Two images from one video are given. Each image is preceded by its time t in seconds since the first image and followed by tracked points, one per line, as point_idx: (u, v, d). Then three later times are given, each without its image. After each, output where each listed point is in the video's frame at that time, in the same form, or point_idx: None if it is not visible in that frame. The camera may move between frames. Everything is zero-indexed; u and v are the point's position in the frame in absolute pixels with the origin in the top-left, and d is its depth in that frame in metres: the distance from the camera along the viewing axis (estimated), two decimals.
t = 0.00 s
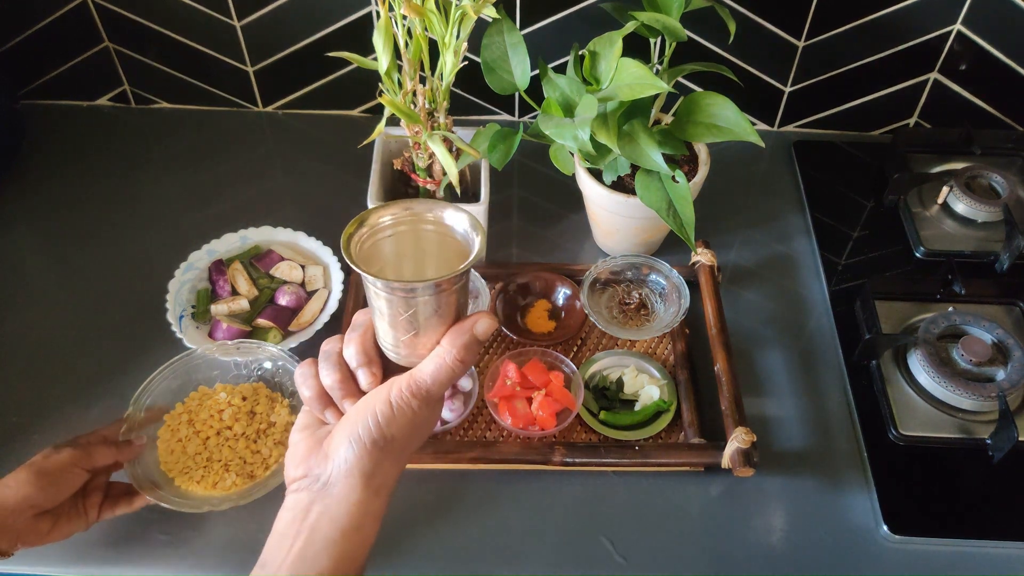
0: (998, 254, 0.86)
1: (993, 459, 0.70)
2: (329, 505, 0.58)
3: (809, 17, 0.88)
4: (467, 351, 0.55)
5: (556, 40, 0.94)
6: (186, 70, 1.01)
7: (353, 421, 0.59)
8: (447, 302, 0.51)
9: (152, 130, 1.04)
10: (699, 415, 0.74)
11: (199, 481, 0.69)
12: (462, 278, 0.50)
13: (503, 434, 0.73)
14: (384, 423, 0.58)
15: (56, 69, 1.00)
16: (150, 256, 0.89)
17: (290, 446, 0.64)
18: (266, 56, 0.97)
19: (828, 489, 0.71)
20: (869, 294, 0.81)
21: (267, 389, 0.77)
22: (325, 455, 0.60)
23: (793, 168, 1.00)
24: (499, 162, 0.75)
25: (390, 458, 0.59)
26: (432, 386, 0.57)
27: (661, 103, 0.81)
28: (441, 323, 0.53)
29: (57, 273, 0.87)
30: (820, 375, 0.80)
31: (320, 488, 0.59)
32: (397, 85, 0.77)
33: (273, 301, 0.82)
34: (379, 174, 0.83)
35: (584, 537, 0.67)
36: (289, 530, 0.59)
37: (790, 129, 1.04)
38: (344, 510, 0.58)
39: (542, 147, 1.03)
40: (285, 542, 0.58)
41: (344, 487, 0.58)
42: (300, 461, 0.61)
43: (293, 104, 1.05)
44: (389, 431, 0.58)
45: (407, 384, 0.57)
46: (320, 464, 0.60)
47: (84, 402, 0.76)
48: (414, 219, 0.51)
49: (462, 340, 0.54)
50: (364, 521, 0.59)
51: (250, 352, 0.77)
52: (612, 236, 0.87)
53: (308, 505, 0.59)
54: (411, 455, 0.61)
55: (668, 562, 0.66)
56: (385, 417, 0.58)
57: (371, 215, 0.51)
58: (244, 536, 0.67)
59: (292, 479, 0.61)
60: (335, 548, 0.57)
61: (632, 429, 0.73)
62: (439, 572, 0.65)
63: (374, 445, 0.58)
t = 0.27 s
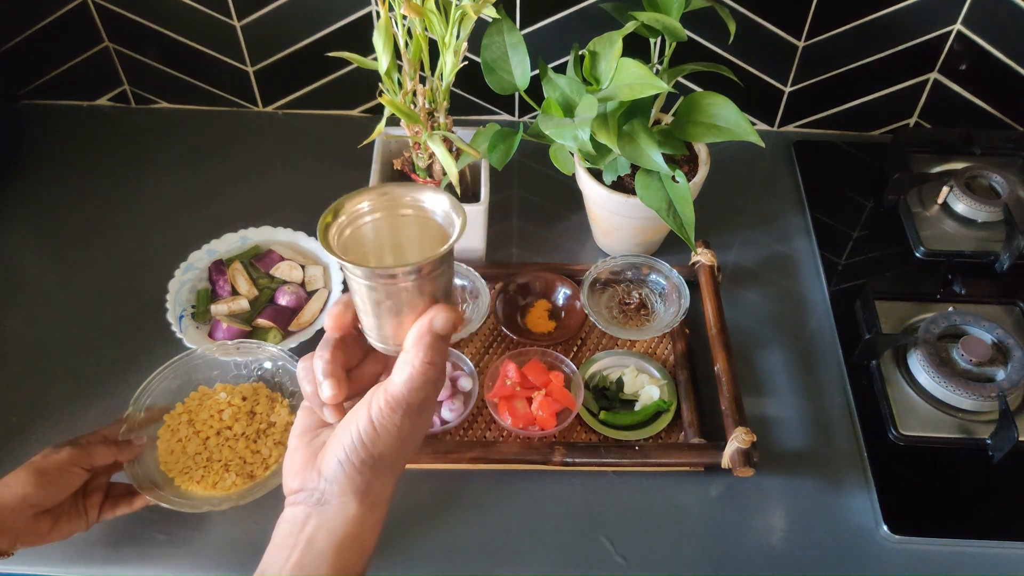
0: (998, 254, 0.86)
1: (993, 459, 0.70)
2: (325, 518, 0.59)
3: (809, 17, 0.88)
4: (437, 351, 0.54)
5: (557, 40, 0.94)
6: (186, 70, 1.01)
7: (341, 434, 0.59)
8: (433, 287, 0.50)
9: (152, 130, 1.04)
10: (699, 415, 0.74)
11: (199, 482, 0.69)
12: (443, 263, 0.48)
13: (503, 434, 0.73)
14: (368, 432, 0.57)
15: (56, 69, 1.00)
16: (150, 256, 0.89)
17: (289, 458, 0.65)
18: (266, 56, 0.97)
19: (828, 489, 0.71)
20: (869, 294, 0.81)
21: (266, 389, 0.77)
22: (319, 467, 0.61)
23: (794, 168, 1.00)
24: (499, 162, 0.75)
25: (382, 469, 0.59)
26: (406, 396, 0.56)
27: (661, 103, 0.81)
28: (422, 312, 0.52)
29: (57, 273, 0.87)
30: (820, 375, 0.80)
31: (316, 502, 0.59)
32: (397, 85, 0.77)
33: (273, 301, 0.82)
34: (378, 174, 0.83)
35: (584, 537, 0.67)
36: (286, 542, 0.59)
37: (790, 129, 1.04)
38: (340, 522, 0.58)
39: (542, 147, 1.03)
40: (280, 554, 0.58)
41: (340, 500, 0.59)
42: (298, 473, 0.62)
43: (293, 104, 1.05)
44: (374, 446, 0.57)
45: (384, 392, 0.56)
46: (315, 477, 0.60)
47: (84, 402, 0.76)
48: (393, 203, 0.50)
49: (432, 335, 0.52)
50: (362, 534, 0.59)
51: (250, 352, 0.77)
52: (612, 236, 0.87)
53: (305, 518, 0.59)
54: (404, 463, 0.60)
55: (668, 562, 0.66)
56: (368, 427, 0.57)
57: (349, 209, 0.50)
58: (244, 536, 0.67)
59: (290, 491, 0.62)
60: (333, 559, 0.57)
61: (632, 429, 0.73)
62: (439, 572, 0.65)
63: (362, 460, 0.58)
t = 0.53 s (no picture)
0: (998, 254, 0.86)
1: (993, 459, 0.70)
2: (325, 520, 0.58)
3: (809, 17, 0.88)
4: (352, 354, 0.49)
5: (557, 40, 0.94)
6: (186, 70, 1.01)
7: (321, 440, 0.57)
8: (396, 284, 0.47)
9: (152, 129, 1.04)
10: (699, 415, 0.74)
11: (199, 481, 0.69)
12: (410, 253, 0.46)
13: (503, 434, 0.73)
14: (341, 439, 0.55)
15: (56, 69, 1.00)
16: (149, 256, 0.89)
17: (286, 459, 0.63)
18: (266, 56, 0.97)
19: (828, 488, 0.71)
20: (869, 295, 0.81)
21: (267, 389, 0.77)
22: (311, 469, 0.59)
23: (794, 168, 1.00)
24: (499, 162, 0.75)
25: (368, 472, 0.57)
26: (348, 404, 0.52)
27: (661, 103, 0.81)
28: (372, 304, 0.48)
29: (57, 273, 0.87)
30: (820, 375, 0.80)
31: (313, 505, 0.59)
32: (397, 84, 0.77)
33: (273, 301, 0.82)
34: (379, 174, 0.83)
35: (584, 537, 0.67)
36: (287, 545, 0.58)
37: (790, 129, 1.04)
38: (339, 525, 0.58)
39: (542, 147, 1.03)
40: (280, 558, 0.57)
41: (335, 503, 0.58)
42: (294, 476, 0.61)
43: (293, 104, 1.05)
44: (345, 453, 0.55)
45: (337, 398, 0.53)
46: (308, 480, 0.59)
47: (84, 402, 0.76)
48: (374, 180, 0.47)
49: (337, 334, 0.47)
50: (363, 537, 0.58)
51: (250, 353, 0.77)
52: (613, 236, 0.87)
53: (304, 521, 0.58)
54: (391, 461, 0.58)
55: (667, 562, 0.66)
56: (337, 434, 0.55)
57: (321, 170, 0.47)
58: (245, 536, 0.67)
59: (290, 494, 0.61)
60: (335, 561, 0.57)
61: (632, 429, 0.73)
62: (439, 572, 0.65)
63: (341, 467, 0.56)
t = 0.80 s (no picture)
0: (998, 254, 0.86)
1: (993, 459, 0.70)
2: (335, 538, 0.57)
3: (809, 17, 0.88)
4: (339, 372, 0.49)
5: (556, 40, 0.94)
6: (186, 70, 1.01)
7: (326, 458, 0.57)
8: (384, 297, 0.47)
9: (152, 129, 1.04)
10: (699, 415, 0.74)
11: (199, 481, 0.69)
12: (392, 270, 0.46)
13: (503, 434, 0.73)
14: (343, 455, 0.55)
15: (56, 69, 1.00)
16: (149, 256, 0.89)
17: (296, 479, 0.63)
18: (266, 56, 0.97)
19: (828, 488, 0.71)
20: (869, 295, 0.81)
21: (266, 388, 0.76)
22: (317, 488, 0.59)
23: (793, 168, 1.00)
24: (499, 162, 0.75)
25: (373, 489, 0.57)
26: (341, 421, 0.52)
27: (661, 103, 0.81)
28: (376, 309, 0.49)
29: (57, 273, 0.87)
30: (820, 375, 0.80)
31: (323, 523, 0.58)
32: (397, 84, 0.77)
33: (273, 301, 0.82)
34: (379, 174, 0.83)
35: (584, 537, 0.67)
36: (297, 564, 0.57)
37: (790, 129, 1.04)
38: (349, 543, 0.57)
39: (542, 147, 1.03)
40: None
41: (343, 520, 0.57)
42: (304, 495, 0.61)
43: (292, 104, 1.05)
44: (346, 469, 0.55)
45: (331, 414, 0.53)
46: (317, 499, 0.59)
47: (84, 402, 0.76)
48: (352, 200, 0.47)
49: (319, 355, 0.48)
50: (374, 553, 0.58)
51: (250, 352, 0.77)
52: (612, 236, 0.87)
53: (316, 540, 0.58)
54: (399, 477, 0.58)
55: (667, 561, 0.66)
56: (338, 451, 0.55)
57: (293, 197, 0.46)
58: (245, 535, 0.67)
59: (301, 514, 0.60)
60: None
61: (632, 428, 0.73)
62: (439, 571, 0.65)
63: (344, 487, 0.56)
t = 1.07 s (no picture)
0: (998, 254, 0.86)
1: (993, 459, 0.70)
2: (322, 548, 0.58)
3: (809, 17, 0.88)
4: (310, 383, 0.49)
5: (556, 40, 0.94)
6: (186, 70, 1.01)
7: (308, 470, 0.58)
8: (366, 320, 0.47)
9: (152, 129, 1.04)
10: (699, 414, 0.74)
11: (199, 481, 0.69)
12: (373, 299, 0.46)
13: (504, 434, 0.73)
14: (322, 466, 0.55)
15: (56, 69, 1.00)
16: (150, 256, 0.90)
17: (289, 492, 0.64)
18: (266, 56, 0.97)
19: (828, 488, 0.71)
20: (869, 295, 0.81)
21: (267, 388, 0.76)
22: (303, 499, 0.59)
23: (793, 168, 1.00)
24: (499, 162, 0.75)
25: (356, 497, 0.57)
26: (316, 432, 0.52)
27: (661, 103, 0.81)
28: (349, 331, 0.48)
29: (57, 273, 0.87)
30: (820, 376, 0.80)
31: (311, 533, 0.59)
32: (397, 84, 0.77)
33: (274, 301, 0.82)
34: (379, 174, 0.83)
35: (584, 536, 0.68)
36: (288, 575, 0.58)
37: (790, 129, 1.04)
38: (334, 553, 0.57)
39: (542, 147, 1.03)
40: None
41: (328, 529, 0.57)
42: (295, 508, 0.61)
43: (292, 104, 1.05)
44: (326, 479, 0.55)
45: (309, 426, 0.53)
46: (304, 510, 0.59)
47: (84, 402, 0.76)
48: (340, 221, 0.47)
49: (289, 361, 0.48)
50: (361, 561, 0.58)
51: (251, 352, 0.77)
52: (613, 236, 0.87)
53: (304, 551, 0.59)
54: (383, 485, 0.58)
55: (667, 561, 0.66)
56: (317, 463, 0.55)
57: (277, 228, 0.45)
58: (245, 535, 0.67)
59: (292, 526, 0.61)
60: None
61: (632, 428, 0.73)
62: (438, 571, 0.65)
63: (325, 497, 0.56)
